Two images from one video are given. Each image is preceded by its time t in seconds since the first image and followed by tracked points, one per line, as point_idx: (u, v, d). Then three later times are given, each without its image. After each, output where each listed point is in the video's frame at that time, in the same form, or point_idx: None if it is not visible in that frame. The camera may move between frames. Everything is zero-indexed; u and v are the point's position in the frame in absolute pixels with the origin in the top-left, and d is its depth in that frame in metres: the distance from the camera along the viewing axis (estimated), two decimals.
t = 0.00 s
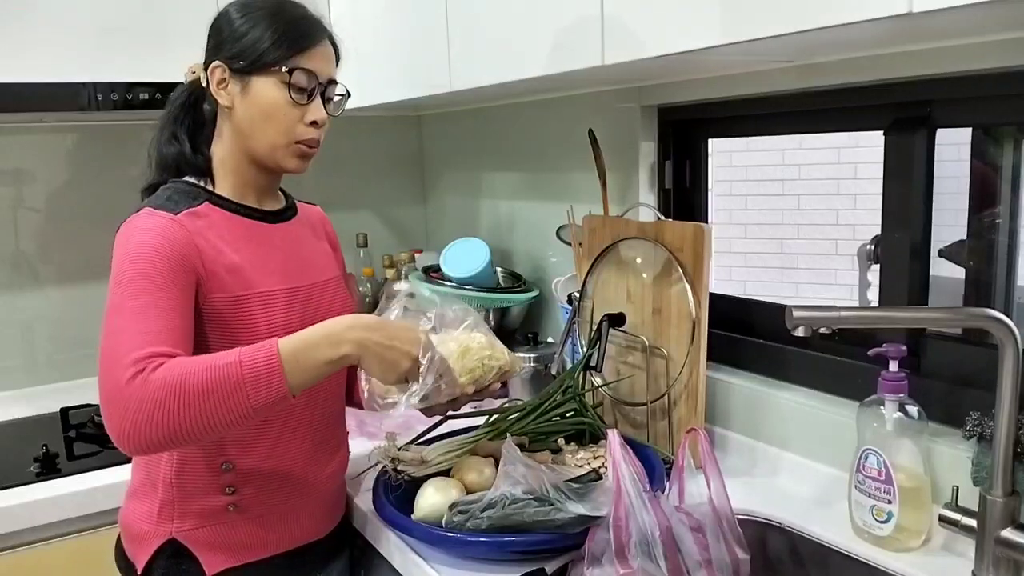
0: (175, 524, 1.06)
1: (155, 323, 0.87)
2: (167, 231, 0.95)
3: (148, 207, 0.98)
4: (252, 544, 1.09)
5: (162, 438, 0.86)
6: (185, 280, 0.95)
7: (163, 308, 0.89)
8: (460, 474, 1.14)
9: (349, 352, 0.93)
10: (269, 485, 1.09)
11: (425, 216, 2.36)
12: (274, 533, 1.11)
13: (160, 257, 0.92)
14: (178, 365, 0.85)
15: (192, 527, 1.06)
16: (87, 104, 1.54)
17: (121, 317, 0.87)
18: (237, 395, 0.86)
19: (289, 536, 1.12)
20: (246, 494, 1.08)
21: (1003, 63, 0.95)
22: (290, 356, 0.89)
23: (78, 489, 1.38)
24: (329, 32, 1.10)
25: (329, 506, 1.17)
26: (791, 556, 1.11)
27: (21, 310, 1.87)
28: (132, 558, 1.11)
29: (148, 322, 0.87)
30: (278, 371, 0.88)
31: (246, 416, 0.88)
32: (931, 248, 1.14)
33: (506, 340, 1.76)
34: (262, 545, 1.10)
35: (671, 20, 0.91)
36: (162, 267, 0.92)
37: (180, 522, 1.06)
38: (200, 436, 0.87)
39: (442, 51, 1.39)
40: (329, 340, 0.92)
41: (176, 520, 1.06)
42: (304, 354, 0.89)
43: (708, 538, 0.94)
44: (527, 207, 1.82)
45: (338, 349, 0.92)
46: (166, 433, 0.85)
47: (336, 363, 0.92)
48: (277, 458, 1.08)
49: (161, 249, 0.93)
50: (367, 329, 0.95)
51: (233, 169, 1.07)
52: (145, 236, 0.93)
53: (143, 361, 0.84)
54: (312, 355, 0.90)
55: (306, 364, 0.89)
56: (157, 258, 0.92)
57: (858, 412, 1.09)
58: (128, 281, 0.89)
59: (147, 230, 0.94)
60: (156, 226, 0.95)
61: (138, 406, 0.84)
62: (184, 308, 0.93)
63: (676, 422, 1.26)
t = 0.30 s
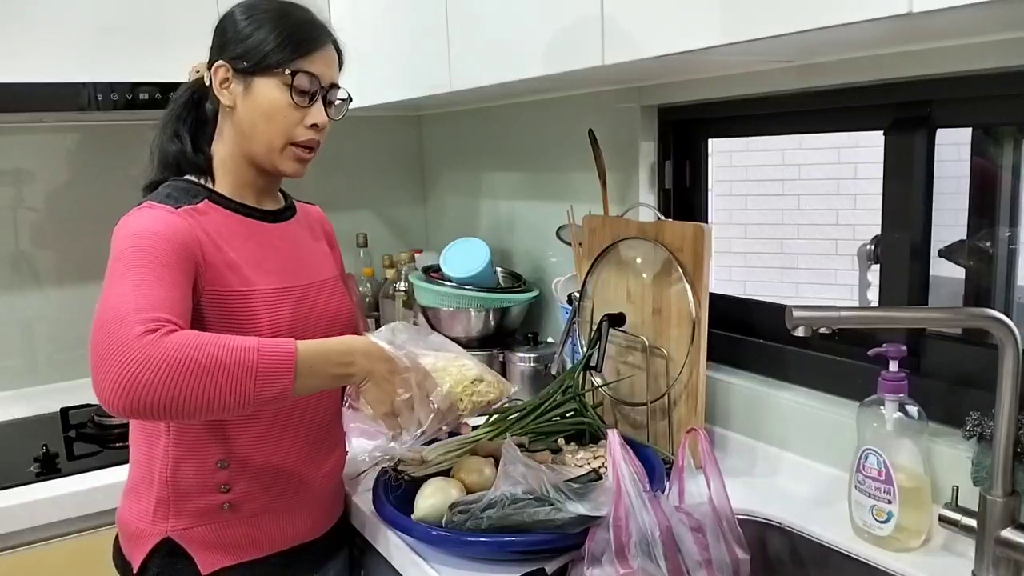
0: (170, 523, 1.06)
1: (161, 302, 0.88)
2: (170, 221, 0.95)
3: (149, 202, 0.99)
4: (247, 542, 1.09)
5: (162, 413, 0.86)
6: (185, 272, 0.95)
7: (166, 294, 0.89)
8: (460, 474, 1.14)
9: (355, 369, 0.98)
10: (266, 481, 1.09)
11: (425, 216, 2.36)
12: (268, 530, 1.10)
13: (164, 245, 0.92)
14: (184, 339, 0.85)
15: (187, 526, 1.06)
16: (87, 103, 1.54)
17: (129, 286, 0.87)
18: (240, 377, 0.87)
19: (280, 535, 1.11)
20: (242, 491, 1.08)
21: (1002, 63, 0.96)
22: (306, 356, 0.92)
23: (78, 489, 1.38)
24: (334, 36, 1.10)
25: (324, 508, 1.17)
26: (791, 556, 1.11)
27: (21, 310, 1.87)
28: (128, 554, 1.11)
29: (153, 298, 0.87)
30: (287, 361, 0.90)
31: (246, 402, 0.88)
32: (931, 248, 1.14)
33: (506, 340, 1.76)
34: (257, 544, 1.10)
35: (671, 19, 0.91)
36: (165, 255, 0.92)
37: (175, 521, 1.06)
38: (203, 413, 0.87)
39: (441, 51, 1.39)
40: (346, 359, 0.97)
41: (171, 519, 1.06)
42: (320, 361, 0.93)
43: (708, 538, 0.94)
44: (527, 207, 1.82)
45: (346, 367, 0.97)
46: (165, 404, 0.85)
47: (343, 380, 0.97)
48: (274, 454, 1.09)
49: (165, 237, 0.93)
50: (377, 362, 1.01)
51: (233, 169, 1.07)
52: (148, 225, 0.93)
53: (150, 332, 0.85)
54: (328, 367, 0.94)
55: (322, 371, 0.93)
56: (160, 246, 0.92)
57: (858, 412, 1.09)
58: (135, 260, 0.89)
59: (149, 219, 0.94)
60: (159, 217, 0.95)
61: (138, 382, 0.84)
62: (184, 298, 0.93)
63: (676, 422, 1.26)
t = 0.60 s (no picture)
0: (170, 524, 1.06)
1: (141, 324, 0.88)
2: (162, 228, 0.95)
3: (143, 203, 0.99)
4: (248, 543, 1.09)
5: (146, 444, 0.87)
6: (178, 277, 0.95)
7: (150, 308, 0.89)
8: (459, 474, 1.14)
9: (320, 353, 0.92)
10: (265, 481, 1.09)
11: (425, 216, 2.36)
12: (270, 531, 1.10)
13: (153, 254, 0.92)
14: (160, 368, 0.86)
15: (187, 527, 1.06)
16: (87, 103, 1.54)
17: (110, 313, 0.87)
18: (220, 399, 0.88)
19: (283, 535, 1.12)
20: (241, 491, 1.08)
21: (1003, 63, 0.95)
22: (267, 356, 0.90)
23: (78, 489, 1.38)
24: (325, 31, 1.10)
25: (325, 506, 1.17)
26: (791, 556, 1.11)
27: (21, 310, 1.87)
28: (128, 555, 1.11)
29: (134, 321, 0.88)
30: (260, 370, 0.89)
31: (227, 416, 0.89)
32: (931, 248, 1.14)
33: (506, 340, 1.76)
34: (258, 544, 1.10)
35: (671, 19, 0.91)
36: (154, 263, 0.92)
37: (175, 522, 1.06)
38: (183, 438, 0.89)
39: (441, 51, 1.39)
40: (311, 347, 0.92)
41: (171, 520, 1.06)
42: (282, 350, 0.91)
43: (708, 538, 0.94)
44: (527, 207, 1.82)
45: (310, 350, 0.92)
46: (141, 432, 0.86)
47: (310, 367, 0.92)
48: (272, 453, 1.09)
49: (154, 246, 0.93)
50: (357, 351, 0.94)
51: (232, 168, 1.07)
52: (137, 232, 0.93)
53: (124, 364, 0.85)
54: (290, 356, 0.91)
55: (283, 360, 0.91)
56: (149, 255, 0.92)
57: (858, 412, 1.09)
58: (116, 278, 0.89)
59: (140, 225, 0.94)
60: (151, 222, 0.95)
61: (117, 408, 0.85)
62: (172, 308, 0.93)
63: (676, 422, 1.26)
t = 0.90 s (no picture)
0: (169, 524, 1.06)
1: (121, 359, 0.93)
2: (149, 242, 0.96)
3: (136, 211, 0.99)
4: (248, 542, 1.09)
5: (151, 470, 0.97)
6: (164, 290, 0.96)
7: (129, 332, 0.93)
8: (460, 474, 1.14)
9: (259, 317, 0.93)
10: (264, 479, 1.09)
11: (425, 216, 2.36)
12: (271, 531, 1.10)
13: (133, 274, 0.94)
14: (131, 404, 0.92)
15: (187, 526, 1.06)
16: (87, 103, 1.54)
17: (96, 351, 0.93)
18: (184, 416, 0.92)
19: (286, 535, 1.12)
20: (241, 490, 1.07)
21: (1002, 62, 0.95)
22: (216, 361, 0.92)
23: (78, 489, 1.38)
24: (304, 18, 1.09)
25: (327, 504, 1.17)
26: (791, 556, 1.11)
27: (21, 310, 1.87)
28: (128, 557, 1.11)
29: (114, 357, 0.93)
30: (214, 377, 0.92)
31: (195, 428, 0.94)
32: (931, 248, 1.14)
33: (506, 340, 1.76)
34: (260, 544, 1.10)
35: (671, 19, 0.91)
36: (134, 285, 0.94)
37: (173, 522, 1.05)
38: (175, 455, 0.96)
39: (441, 51, 1.39)
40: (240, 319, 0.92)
41: (170, 520, 1.06)
42: (227, 350, 0.92)
43: (708, 538, 0.94)
44: (527, 207, 1.82)
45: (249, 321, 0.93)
46: (138, 463, 0.95)
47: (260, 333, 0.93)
48: (271, 453, 1.09)
49: (135, 267, 0.94)
50: (291, 271, 0.93)
51: (228, 172, 1.07)
52: (121, 250, 0.95)
53: (105, 406, 0.93)
54: (239, 348, 0.93)
55: (234, 356, 0.93)
56: (129, 277, 0.94)
57: (858, 412, 1.09)
58: (97, 311, 0.93)
59: (125, 240, 0.95)
60: (139, 235, 0.96)
61: (116, 447, 0.94)
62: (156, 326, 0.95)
63: (676, 422, 1.26)
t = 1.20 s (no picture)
0: (164, 523, 1.06)
1: (100, 368, 0.94)
2: (136, 247, 0.97)
3: (126, 215, 0.99)
4: (243, 543, 1.09)
5: (125, 472, 0.98)
6: (151, 296, 0.97)
7: (112, 340, 0.94)
8: (459, 474, 1.14)
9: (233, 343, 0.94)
10: (260, 481, 1.08)
11: (425, 216, 2.36)
12: (266, 533, 1.10)
13: (119, 282, 0.95)
14: (109, 410, 0.94)
15: (182, 525, 1.06)
16: (87, 104, 1.54)
17: (78, 356, 0.95)
18: (163, 430, 0.95)
19: (282, 537, 1.11)
20: (236, 490, 1.07)
21: (1002, 62, 0.95)
22: (198, 380, 0.94)
23: (78, 489, 1.38)
24: (293, 15, 1.09)
25: (326, 504, 1.17)
26: (792, 556, 1.11)
27: (21, 310, 1.87)
28: (124, 555, 1.11)
29: (97, 363, 0.94)
30: (192, 398, 0.95)
31: (174, 439, 0.96)
32: (931, 248, 1.14)
33: (506, 340, 1.76)
34: (254, 544, 1.09)
35: (671, 19, 0.91)
36: (119, 293, 0.95)
37: (169, 521, 1.06)
38: (150, 460, 0.98)
39: (441, 52, 1.39)
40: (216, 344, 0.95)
41: (165, 519, 1.06)
42: (210, 373, 0.95)
43: (708, 538, 0.94)
44: (527, 207, 1.82)
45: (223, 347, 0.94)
46: (108, 466, 0.97)
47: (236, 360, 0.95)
48: (265, 454, 1.08)
49: (121, 274, 0.95)
50: (244, 286, 0.94)
51: (224, 174, 1.07)
52: (109, 257, 0.96)
53: (81, 410, 0.94)
54: (221, 370, 0.95)
55: (216, 378, 0.95)
56: (115, 285, 0.95)
57: (859, 412, 1.09)
58: (82, 317, 0.94)
59: (114, 246, 0.96)
60: (128, 241, 0.97)
61: (89, 449, 0.96)
62: (141, 334, 0.97)
63: (676, 422, 1.26)
